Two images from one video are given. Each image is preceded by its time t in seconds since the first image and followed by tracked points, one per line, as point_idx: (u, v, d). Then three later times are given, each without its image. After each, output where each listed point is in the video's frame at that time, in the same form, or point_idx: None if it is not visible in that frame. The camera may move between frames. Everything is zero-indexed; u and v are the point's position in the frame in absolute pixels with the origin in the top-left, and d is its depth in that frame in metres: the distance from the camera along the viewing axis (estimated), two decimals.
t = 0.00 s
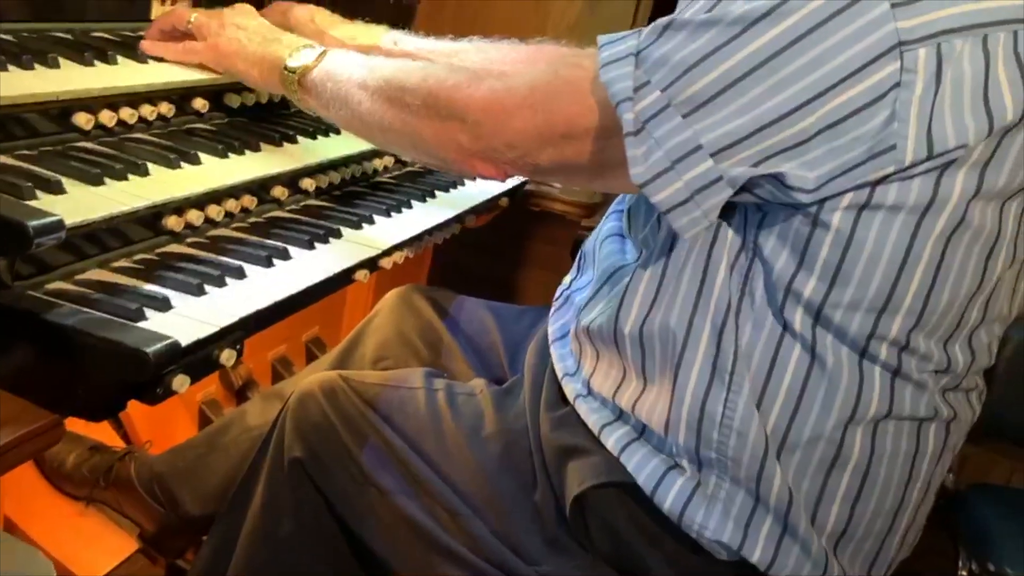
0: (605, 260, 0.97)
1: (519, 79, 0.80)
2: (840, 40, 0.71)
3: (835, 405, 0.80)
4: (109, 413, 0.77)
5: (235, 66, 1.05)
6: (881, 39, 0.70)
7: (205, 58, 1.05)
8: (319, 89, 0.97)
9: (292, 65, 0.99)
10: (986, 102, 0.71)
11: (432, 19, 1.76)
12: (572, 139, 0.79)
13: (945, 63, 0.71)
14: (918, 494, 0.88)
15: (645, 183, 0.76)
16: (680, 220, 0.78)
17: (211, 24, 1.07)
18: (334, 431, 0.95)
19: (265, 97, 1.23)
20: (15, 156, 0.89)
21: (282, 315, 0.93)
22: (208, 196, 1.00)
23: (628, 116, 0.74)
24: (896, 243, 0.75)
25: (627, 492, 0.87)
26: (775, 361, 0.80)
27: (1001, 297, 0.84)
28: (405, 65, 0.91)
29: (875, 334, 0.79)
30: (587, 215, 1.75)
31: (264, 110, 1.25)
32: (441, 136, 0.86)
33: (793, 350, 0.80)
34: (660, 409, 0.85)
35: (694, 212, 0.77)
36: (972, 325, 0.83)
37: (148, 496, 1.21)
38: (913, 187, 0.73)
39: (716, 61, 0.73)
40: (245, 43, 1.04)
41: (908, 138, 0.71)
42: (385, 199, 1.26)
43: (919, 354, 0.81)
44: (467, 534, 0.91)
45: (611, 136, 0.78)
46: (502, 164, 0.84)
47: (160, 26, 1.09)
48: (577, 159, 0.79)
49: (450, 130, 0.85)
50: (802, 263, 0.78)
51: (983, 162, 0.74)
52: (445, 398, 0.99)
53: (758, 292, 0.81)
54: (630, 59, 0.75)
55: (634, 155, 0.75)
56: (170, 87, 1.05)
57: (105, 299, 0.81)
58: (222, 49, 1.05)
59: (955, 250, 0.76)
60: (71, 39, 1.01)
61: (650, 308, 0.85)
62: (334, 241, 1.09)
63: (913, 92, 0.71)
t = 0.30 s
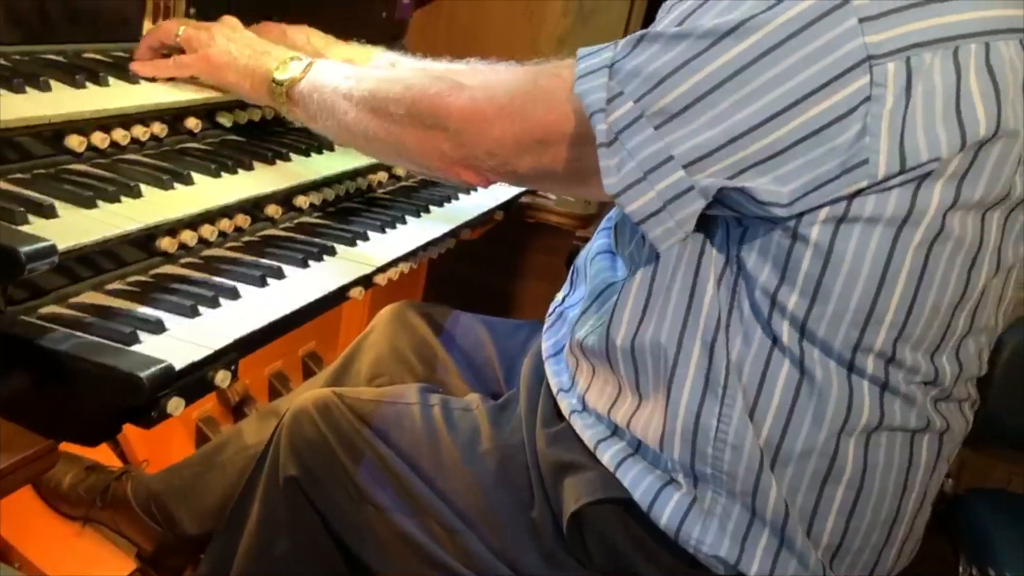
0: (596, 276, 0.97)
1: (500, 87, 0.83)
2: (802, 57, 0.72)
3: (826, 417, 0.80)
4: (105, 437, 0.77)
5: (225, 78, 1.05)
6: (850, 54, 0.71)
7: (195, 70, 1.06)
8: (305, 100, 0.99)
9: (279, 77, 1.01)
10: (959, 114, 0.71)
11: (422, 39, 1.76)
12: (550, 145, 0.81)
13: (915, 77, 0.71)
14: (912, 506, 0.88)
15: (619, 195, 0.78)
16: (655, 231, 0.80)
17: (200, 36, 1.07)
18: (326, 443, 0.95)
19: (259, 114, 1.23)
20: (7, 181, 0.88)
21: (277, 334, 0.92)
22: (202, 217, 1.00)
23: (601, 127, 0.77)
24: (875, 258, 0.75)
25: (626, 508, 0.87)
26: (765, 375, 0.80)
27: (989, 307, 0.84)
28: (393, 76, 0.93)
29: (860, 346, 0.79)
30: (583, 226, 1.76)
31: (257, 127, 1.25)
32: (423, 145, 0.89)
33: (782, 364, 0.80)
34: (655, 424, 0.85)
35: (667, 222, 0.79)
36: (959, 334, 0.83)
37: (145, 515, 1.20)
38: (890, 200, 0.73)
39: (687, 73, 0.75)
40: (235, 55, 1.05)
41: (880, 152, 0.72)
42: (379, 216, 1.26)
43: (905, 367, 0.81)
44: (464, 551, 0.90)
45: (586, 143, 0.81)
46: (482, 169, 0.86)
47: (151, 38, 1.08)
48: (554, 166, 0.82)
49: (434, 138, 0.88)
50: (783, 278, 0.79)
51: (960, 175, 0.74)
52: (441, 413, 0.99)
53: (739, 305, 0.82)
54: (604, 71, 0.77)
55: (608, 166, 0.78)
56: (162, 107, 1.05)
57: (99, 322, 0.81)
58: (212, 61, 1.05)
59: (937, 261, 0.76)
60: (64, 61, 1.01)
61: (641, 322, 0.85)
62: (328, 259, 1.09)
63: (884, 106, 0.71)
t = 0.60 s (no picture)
0: (592, 295, 0.97)
1: (495, 110, 0.84)
2: (793, 84, 0.74)
3: (820, 440, 0.80)
4: (103, 465, 0.77)
5: (222, 108, 1.08)
6: (842, 81, 0.73)
7: (193, 99, 1.07)
8: (303, 127, 0.99)
9: (275, 106, 1.02)
10: (951, 141, 0.73)
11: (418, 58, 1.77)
12: (546, 167, 0.82)
13: (908, 103, 0.73)
14: (906, 528, 0.88)
15: (612, 220, 0.80)
16: (647, 255, 0.81)
17: (197, 65, 1.08)
18: (325, 463, 0.95)
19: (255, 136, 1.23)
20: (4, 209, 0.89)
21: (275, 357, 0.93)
22: (199, 241, 1.00)
23: (593, 152, 0.79)
24: (868, 284, 0.76)
25: (620, 524, 0.87)
26: (759, 402, 0.81)
27: (981, 333, 0.84)
28: (390, 102, 0.94)
29: (853, 370, 0.79)
30: (579, 240, 1.76)
31: (253, 149, 1.26)
32: (423, 172, 0.90)
33: (776, 387, 0.80)
34: (647, 446, 0.86)
35: (659, 247, 0.80)
36: (953, 357, 0.83)
37: (145, 537, 1.20)
38: (882, 228, 0.74)
39: (680, 98, 0.77)
40: (233, 85, 1.07)
41: (872, 178, 0.73)
42: (376, 235, 1.27)
43: (898, 392, 0.81)
44: (462, 567, 0.91)
45: (577, 163, 0.82)
46: (479, 189, 0.86)
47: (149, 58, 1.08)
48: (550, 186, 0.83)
49: (432, 160, 0.88)
50: (775, 303, 0.79)
51: (954, 202, 0.75)
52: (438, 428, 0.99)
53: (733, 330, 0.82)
54: (596, 95, 0.79)
55: (600, 191, 0.79)
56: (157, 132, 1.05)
57: (96, 350, 0.81)
58: (208, 90, 1.06)
59: (930, 285, 0.76)
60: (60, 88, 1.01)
61: (634, 342, 0.85)
62: (325, 280, 1.09)
63: (876, 133, 0.73)
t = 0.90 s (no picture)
0: (581, 307, 0.97)
1: (483, 122, 0.85)
2: (777, 103, 0.75)
3: (804, 462, 0.82)
4: (102, 490, 0.77)
5: (213, 126, 1.06)
6: (824, 102, 0.74)
7: (185, 121, 1.06)
8: (295, 146, 0.99)
9: (267, 125, 1.02)
10: (932, 170, 0.74)
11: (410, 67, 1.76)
12: (527, 176, 0.83)
13: (888, 129, 0.74)
14: (892, 550, 0.88)
15: (590, 233, 0.81)
16: (623, 270, 0.82)
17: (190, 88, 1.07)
18: (326, 477, 0.97)
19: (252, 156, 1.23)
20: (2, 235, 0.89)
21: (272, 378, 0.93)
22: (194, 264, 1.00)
23: (572, 165, 0.79)
24: (847, 308, 0.77)
25: (602, 541, 0.89)
26: (744, 422, 0.82)
27: (968, 358, 0.83)
28: (381, 117, 0.95)
29: (835, 392, 0.80)
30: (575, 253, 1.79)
31: (248, 170, 1.26)
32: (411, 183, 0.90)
33: (761, 408, 0.82)
34: (631, 462, 0.87)
35: (635, 262, 0.81)
36: (937, 381, 0.83)
37: None
38: (863, 252, 0.75)
39: (664, 112, 0.77)
40: (226, 107, 1.06)
41: (848, 203, 0.74)
42: (372, 253, 1.27)
43: (882, 415, 0.82)
44: None
45: (558, 175, 0.83)
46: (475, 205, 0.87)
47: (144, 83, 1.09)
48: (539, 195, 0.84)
49: (421, 174, 0.89)
50: (756, 326, 0.80)
51: (935, 224, 0.75)
52: (432, 444, 1.00)
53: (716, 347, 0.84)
54: (579, 109, 0.80)
55: (578, 205, 0.80)
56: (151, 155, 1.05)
57: (93, 375, 0.82)
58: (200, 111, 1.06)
59: (913, 308, 0.77)
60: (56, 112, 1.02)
61: (619, 361, 0.86)
62: (321, 300, 1.10)
63: (856, 157, 0.74)
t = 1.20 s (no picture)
0: (580, 322, 0.97)
1: (478, 142, 0.86)
2: (781, 112, 0.76)
3: (809, 476, 0.82)
4: (100, 509, 0.77)
5: (211, 143, 1.08)
6: (818, 116, 0.76)
7: (183, 139, 1.07)
8: (291, 162, 1.00)
9: (265, 142, 1.03)
10: (928, 181, 0.75)
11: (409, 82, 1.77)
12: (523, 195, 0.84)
13: (884, 140, 0.76)
14: (897, 563, 0.89)
15: (587, 250, 0.82)
16: (620, 287, 0.82)
17: (188, 106, 1.09)
18: (322, 496, 1.00)
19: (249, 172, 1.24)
20: None
21: (270, 394, 0.93)
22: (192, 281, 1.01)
23: (568, 183, 0.80)
24: (848, 321, 0.77)
25: (602, 557, 0.89)
26: (748, 437, 0.82)
27: (969, 367, 0.85)
28: (376, 134, 0.95)
29: (839, 404, 0.80)
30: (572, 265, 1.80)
31: (244, 187, 1.27)
32: (406, 201, 0.91)
33: (764, 423, 0.82)
34: (636, 477, 0.87)
35: (633, 279, 0.82)
36: (938, 394, 0.84)
37: None
38: (861, 265, 0.76)
39: (659, 128, 0.79)
40: (223, 124, 1.07)
41: (847, 216, 0.75)
42: (369, 268, 1.27)
43: (885, 428, 0.82)
44: None
45: (554, 193, 0.84)
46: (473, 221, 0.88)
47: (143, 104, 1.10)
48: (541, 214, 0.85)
49: (417, 190, 0.90)
50: (758, 339, 0.81)
51: (934, 237, 0.76)
52: (428, 459, 1.03)
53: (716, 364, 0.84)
54: (573, 126, 0.81)
55: (575, 222, 0.81)
56: (148, 173, 1.06)
57: (92, 395, 0.82)
58: (198, 128, 1.07)
59: (913, 321, 0.78)
60: (53, 131, 1.02)
61: (620, 377, 0.86)
62: (318, 315, 1.10)
63: (852, 170, 0.75)
